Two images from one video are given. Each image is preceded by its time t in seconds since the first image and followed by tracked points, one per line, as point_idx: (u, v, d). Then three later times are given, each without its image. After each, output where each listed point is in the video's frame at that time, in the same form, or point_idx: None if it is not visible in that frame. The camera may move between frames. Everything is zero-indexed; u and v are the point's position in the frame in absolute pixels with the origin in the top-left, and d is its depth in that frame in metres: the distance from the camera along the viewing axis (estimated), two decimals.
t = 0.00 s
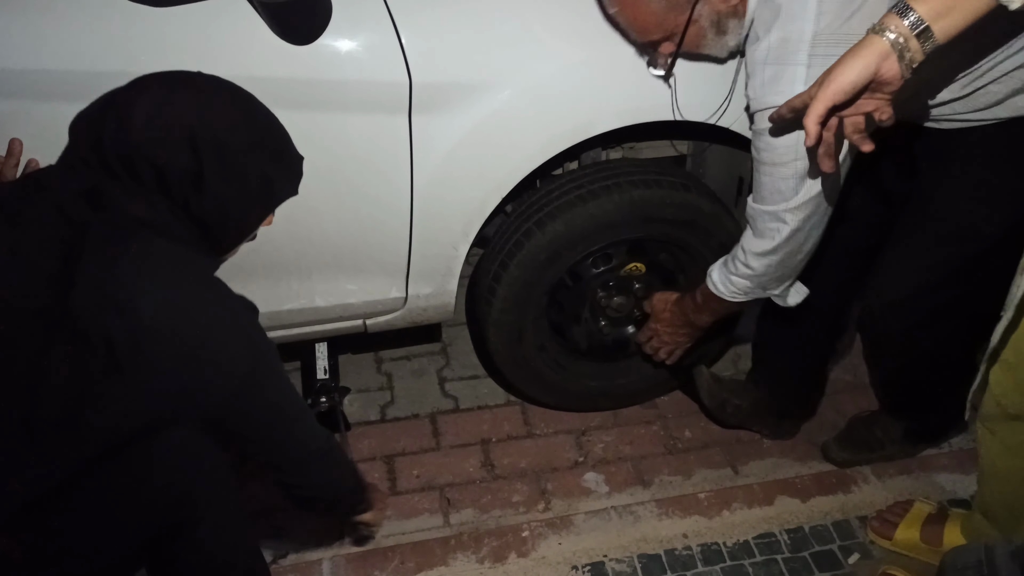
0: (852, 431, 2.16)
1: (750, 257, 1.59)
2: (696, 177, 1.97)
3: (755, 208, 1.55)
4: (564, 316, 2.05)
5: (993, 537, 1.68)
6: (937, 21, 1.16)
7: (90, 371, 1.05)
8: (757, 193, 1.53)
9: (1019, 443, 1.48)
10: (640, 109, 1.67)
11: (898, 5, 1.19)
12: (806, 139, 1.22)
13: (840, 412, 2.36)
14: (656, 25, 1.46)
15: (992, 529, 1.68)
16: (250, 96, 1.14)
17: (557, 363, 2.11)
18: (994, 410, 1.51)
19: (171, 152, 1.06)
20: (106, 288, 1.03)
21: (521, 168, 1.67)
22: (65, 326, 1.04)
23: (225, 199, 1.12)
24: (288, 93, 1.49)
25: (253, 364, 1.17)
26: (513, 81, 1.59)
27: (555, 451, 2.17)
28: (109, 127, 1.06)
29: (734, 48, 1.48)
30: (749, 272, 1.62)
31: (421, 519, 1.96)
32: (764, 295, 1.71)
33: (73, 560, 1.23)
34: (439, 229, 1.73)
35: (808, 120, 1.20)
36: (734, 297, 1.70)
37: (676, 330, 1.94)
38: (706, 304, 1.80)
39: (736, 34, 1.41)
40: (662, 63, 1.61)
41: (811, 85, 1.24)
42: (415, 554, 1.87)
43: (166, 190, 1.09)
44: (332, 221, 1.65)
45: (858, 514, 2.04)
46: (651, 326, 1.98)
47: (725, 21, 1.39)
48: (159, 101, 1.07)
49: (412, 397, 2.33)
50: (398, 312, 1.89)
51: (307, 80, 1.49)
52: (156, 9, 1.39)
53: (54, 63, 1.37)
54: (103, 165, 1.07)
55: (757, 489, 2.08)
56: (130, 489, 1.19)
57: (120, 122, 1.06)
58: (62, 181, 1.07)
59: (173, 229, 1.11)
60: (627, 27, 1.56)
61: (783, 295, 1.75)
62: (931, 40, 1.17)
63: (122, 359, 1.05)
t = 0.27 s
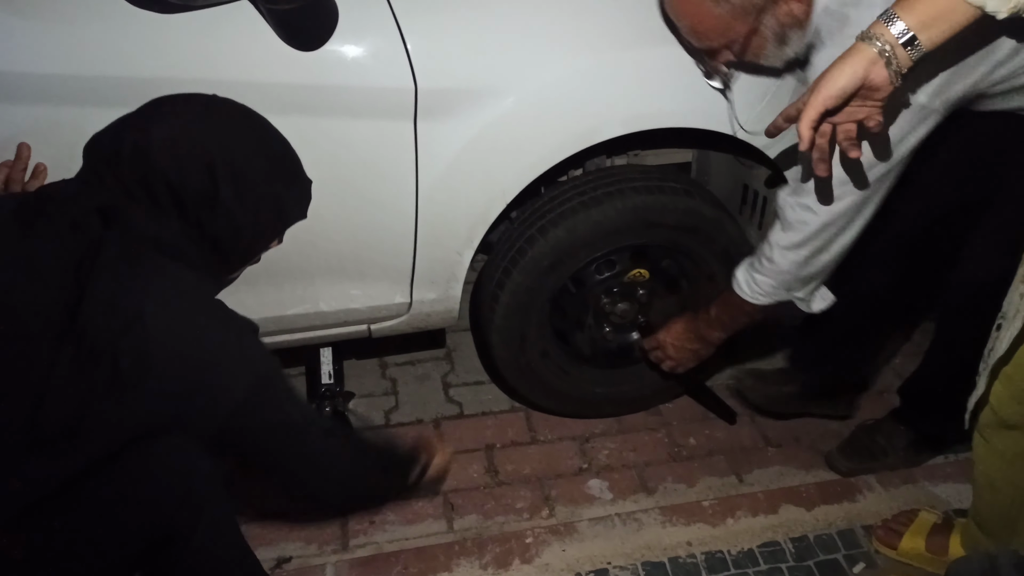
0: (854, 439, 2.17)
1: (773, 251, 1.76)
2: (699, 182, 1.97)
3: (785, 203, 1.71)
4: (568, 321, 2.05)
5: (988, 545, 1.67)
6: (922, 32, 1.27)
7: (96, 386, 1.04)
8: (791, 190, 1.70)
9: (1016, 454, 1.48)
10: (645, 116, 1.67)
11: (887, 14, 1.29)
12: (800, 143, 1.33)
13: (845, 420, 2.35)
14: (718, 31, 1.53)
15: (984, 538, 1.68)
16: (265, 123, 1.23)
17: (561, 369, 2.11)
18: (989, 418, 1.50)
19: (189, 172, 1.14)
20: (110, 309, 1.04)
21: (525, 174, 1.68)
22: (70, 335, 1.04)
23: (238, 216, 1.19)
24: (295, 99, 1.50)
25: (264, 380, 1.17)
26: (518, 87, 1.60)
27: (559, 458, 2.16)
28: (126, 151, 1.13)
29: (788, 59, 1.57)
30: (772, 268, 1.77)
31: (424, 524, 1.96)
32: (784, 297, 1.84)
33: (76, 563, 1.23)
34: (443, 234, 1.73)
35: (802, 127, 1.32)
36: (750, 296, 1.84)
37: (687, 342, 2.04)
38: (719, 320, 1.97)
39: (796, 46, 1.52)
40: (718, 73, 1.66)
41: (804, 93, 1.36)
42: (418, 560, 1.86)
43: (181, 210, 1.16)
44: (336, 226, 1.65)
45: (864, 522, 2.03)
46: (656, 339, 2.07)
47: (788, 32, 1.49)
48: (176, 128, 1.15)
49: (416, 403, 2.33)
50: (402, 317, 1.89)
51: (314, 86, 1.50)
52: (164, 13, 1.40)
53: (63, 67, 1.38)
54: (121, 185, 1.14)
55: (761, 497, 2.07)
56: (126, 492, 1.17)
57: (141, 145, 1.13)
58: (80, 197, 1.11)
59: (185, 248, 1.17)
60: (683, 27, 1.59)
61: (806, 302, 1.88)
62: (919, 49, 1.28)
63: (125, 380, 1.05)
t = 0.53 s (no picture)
0: (859, 443, 2.16)
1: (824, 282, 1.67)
2: (705, 183, 1.96)
3: (833, 233, 1.63)
4: (573, 321, 2.05)
5: (994, 552, 1.66)
6: (942, 30, 1.24)
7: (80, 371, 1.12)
8: (837, 217, 1.61)
9: None
10: (652, 116, 1.66)
11: (903, 11, 1.26)
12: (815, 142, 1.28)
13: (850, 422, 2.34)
14: (754, 72, 1.42)
15: (991, 543, 1.67)
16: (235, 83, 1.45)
17: (565, 368, 2.11)
18: (1000, 423, 1.50)
19: (172, 151, 1.28)
20: (84, 292, 1.10)
21: (532, 173, 1.67)
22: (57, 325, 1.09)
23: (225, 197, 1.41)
24: (301, 97, 1.50)
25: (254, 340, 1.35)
26: (525, 86, 1.59)
27: (562, 456, 2.16)
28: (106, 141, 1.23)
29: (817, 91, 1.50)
30: (825, 297, 1.68)
31: (426, 521, 1.96)
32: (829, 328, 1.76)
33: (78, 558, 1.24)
34: (448, 232, 1.73)
35: (819, 123, 1.27)
36: (800, 326, 1.74)
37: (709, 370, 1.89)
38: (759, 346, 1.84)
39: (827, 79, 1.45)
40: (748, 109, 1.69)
41: (821, 89, 1.31)
42: (420, 556, 1.87)
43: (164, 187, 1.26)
44: (342, 224, 1.65)
45: (867, 524, 2.03)
46: (680, 375, 1.93)
47: (821, 68, 1.42)
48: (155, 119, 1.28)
49: (419, 399, 2.34)
50: (405, 314, 1.89)
51: (320, 83, 1.50)
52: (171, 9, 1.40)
53: (69, 63, 1.38)
54: (100, 165, 1.19)
55: (765, 498, 2.07)
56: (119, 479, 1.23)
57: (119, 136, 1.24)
58: (81, 192, 1.14)
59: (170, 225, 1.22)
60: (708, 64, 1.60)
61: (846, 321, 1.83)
62: (936, 48, 1.25)
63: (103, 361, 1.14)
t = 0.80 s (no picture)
0: (859, 441, 2.16)
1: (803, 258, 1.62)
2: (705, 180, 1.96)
3: (819, 210, 1.60)
4: (573, 319, 2.05)
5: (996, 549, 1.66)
6: (953, 28, 1.23)
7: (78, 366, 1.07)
8: (827, 198, 1.59)
9: None
10: (652, 113, 1.66)
11: (914, 13, 1.25)
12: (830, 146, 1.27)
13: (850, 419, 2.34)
14: (743, 53, 1.42)
15: (994, 542, 1.67)
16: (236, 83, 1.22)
17: (565, 366, 2.11)
18: (1005, 420, 1.50)
19: (171, 150, 1.11)
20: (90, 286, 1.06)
21: (533, 169, 1.67)
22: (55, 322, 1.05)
23: (222, 191, 1.16)
24: (300, 94, 1.50)
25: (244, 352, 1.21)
26: (525, 83, 1.59)
27: (562, 453, 2.16)
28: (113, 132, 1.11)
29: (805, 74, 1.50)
30: (800, 273, 1.63)
31: (426, 518, 1.96)
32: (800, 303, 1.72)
33: (79, 556, 1.23)
34: (449, 229, 1.73)
35: (837, 127, 1.26)
36: (771, 297, 1.70)
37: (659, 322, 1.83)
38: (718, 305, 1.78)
39: (815, 63, 1.45)
40: (736, 91, 1.68)
41: (835, 92, 1.29)
42: (419, 554, 1.87)
43: (164, 187, 1.14)
44: (344, 223, 1.65)
45: (867, 521, 2.03)
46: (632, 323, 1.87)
47: (809, 52, 1.42)
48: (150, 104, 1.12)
49: (419, 397, 2.34)
50: (405, 312, 1.89)
51: (319, 81, 1.49)
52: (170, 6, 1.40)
53: (67, 60, 1.38)
54: (98, 163, 1.11)
55: (764, 495, 2.07)
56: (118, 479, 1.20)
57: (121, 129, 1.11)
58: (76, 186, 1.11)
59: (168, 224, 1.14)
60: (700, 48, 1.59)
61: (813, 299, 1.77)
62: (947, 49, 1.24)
63: (102, 361, 1.07)
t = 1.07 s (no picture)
0: (855, 443, 2.16)
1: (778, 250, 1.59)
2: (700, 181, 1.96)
3: (790, 202, 1.54)
4: (568, 321, 2.05)
5: (993, 551, 1.66)
6: (971, 38, 1.17)
7: (91, 386, 1.06)
8: (799, 188, 1.52)
9: None
10: (647, 116, 1.66)
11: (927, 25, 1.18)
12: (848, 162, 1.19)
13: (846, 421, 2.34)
14: (714, 39, 1.45)
15: (991, 545, 1.67)
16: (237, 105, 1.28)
17: (561, 369, 2.10)
18: (1003, 421, 1.50)
19: (189, 173, 1.17)
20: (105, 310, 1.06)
21: (528, 171, 1.67)
22: (63, 346, 1.05)
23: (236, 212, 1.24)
24: (296, 96, 1.49)
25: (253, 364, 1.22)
26: (520, 86, 1.59)
27: (558, 457, 2.16)
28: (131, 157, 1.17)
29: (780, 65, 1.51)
30: (776, 266, 1.61)
31: (422, 522, 1.95)
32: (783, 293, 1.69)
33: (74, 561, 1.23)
34: (445, 231, 1.73)
35: (859, 139, 1.18)
36: (747, 289, 1.69)
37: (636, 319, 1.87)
38: (694, 299, 1.78)
39: (787, 54, 1.45)
40: (708, 81, 1.66)
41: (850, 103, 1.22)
42: (415, 558, 1.86)
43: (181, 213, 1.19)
44: (340, 226, 1.65)
45: (863, 524, 2.03)
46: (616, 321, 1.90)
47: (779, 43, 1.42)
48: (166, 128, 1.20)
49: (415, 400, 2.33)
50: (401, 315, 1.88)
51: (315, 83, 1.49)
52: (165, 8, 1.39)
53: (62, 63, 1.38)
54: (110, 186, 1.16)
55: (760, 498, 2.07)
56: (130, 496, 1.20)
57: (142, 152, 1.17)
58: (77, 201, 1.13)
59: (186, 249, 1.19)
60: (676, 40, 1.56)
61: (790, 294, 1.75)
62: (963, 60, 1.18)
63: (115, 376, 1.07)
